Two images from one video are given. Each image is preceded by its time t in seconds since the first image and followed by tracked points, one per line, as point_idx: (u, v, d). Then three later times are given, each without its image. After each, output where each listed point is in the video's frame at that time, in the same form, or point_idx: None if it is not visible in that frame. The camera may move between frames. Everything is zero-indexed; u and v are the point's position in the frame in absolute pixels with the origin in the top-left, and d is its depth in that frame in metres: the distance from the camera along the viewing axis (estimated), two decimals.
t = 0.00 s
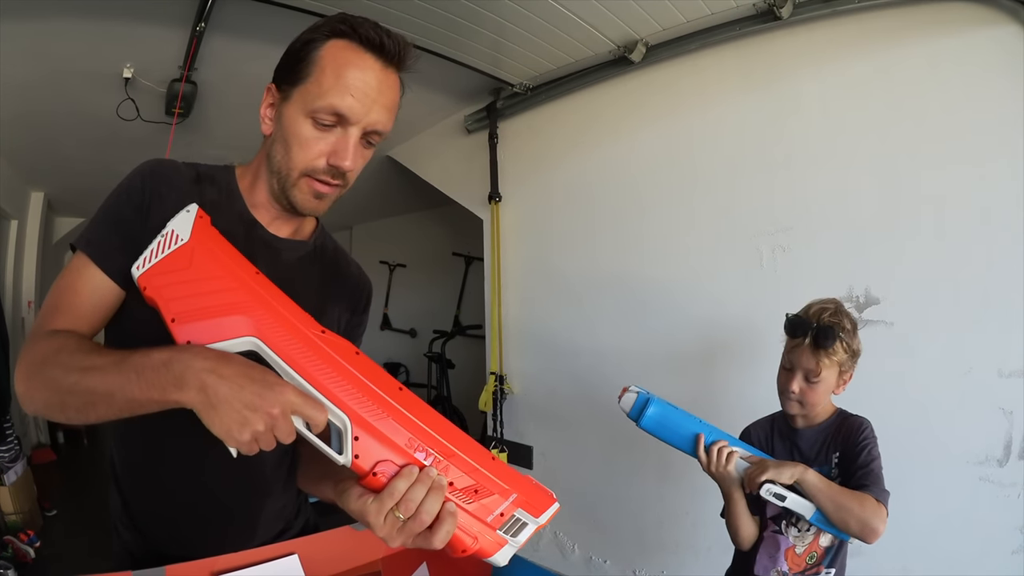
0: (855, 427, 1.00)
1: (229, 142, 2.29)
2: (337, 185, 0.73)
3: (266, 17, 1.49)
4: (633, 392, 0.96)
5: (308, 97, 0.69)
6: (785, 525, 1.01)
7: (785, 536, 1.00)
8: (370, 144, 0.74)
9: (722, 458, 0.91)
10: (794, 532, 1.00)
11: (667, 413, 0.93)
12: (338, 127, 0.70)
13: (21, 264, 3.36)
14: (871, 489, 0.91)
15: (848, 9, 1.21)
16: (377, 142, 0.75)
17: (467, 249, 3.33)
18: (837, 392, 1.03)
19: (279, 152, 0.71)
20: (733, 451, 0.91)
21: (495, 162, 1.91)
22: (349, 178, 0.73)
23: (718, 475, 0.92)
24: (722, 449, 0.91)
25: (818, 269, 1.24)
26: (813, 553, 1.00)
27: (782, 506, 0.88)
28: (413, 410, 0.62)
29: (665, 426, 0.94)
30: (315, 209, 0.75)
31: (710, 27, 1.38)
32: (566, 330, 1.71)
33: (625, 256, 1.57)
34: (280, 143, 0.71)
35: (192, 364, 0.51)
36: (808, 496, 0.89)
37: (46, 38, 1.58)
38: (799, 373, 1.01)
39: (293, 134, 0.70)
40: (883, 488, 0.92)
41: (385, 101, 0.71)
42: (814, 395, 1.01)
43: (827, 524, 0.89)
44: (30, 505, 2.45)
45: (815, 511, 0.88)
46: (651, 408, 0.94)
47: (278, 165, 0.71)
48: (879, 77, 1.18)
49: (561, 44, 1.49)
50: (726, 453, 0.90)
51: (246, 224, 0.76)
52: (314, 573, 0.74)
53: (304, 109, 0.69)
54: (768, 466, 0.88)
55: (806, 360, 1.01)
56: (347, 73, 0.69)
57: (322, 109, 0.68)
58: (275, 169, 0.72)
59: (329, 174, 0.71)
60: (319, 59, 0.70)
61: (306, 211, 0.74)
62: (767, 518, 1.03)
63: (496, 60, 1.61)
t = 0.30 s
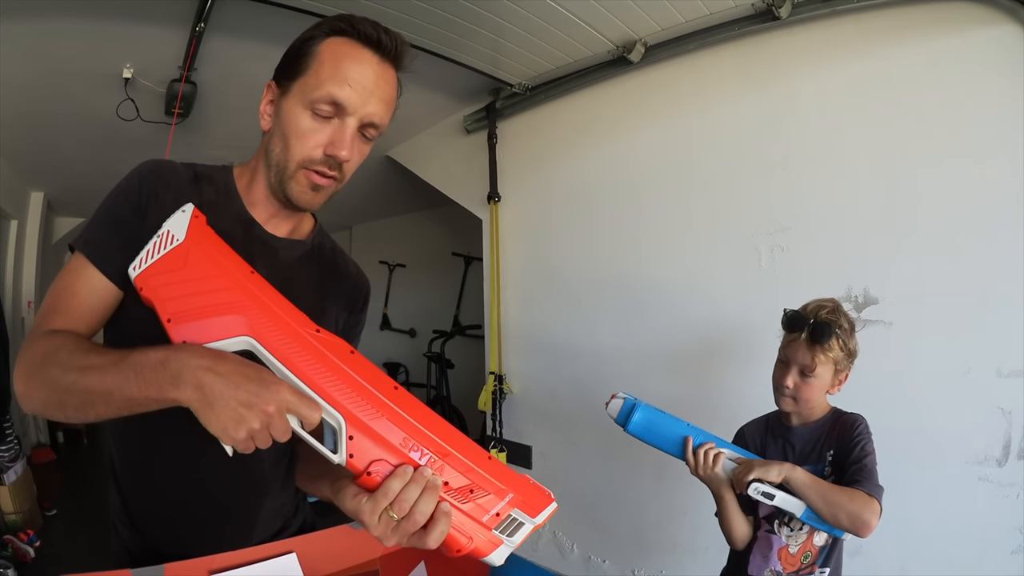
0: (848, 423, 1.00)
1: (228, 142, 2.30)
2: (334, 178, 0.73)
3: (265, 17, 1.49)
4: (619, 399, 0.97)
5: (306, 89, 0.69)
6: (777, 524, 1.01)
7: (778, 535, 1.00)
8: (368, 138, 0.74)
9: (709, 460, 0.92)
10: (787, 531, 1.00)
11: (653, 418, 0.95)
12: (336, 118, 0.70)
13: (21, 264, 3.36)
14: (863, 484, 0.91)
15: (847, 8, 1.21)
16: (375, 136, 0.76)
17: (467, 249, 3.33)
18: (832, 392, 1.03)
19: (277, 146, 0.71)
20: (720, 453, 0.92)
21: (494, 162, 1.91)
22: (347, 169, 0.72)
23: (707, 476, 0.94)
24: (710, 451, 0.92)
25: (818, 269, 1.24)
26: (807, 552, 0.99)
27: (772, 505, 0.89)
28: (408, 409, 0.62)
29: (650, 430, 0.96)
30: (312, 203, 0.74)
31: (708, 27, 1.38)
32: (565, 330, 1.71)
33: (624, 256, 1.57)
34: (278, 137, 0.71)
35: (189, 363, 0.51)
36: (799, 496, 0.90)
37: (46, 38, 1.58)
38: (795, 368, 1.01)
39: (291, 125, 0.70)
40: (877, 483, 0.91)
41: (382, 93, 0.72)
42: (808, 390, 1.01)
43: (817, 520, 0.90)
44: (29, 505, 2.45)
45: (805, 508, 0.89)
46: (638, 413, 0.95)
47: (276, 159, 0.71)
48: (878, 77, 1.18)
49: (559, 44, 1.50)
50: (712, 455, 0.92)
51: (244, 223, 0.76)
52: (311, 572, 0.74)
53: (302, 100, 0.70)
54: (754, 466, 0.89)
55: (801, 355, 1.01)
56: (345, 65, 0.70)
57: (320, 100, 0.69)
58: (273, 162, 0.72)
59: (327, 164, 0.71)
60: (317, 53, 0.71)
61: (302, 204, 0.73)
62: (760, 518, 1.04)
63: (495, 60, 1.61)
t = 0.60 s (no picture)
0: (850, 425, 1.00)
1: (228, 142, 2.30)
2: (321, 158, 0.71)
3: (265, 16, 1.49)
4: (630, 383, 0.97)
5: (300, 75, 0.73)
6: (777, 524, 1.01)
7: (778, 536, 1.00)
8: (360, 127, 0.76)
9: (709, 454, 0.92)
10: (787, 532, 1.00)
11: (660, 405, 0.94)
12: (326, 99, 0.72)
13: (21, 264, 3.36)
14: (864, 488, 0.91)
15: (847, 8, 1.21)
16: (368, 127, 0.77)
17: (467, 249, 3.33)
18: (832, 391, 1.03)
19: (269, 127, 0.72)
20: (721, 448, 0.92)
21: (494, 161, 1.91)
22: (335, 150, 0.72)
23: (705, 471, 0.94)
24: (711, 446, 0.92)
25: (818, 267, 1.24)
26: (805, 554, 0.99)
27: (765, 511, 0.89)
28: (403, 408, 0.61)
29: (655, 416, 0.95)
30: (298, 186, 0.71)
31: (707, 27, 1.38)
32: (564, 329, 1.71)
33: (623, 255, 1.57)
34: (271, 120, 0.73)
35: (182, 364, 0.51)
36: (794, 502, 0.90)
37: (46, 38, 1.58)
38: (798, 363, 1.01)
39: (285, 106, 0.72)
40: (878, 487, 0.92)
41: (374, 81, 0.74)
42: (810, 386, 1.01)
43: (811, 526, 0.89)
44: (29, 504, 2.45)
45: (801, 513, 0.88)
46: (647, 399, 0.94)
47: (266, 140, 0.72)
48: (877, 77, 1.18)
49: (558, 44, 1.50)
50: (712, 450, 0.92)
51: (241, 222, 0.76)
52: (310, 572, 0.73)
53: (298, 84, 0.73)
54: (752, 466, 0.90)
55: (805, 350, 1.01)
56: (340, 52, 0.73)
57: (313, 81, 0.72)
58: (266, 146, 0.72)
59: (314, 142, 0.71)
60: (316, 44, 0.75)
61: (288, 185, 0.71)
62: (759, 518, 1.03)
63: (495, 60, 1.61)
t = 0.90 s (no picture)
0: (849, 435, 0.98)
1: (228, 142, 2.30)
2: (320, 158, 0.71)
3: (264, 17, 1.49)
4: (648, 366, 0.89)
5: (302, 75, 0.73)
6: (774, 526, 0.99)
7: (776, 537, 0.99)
8: (359, 128, 0.76)
9: (709, 462, 0.90)
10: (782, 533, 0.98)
11: (670, 396, 0.89)
12: (327, 100, 0.73)
13: (21, 264, 3.36)
14: (852, 511, 0.90)
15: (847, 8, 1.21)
16: (368, 129, 0.77)
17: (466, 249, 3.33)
18: (832, 391, 1.03)
19: (269, 126, 0.73)
20: (721, 457, 0.90)
21: (494, 162, 1.91)
22: (334, 150, 0.72)
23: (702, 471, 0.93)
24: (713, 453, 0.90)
25: (818, 268, 1.24)
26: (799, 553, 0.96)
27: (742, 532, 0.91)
28: (399, 410, 0.61)
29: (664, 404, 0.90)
30: (296, 184, 0.71)
31: (707, 27, 1.38)
32: (563, 328, 1.70)
33: (622, 255, 1.57)
34: (272, 120, 0.73)
35: (177, 370, 0.52)
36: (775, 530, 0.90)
37: (46, 38, 1.58)
38: (799, 361, 1.01)
39: (286, 106, 0.72)
40: (868, 509, 0.91)
41: (374, 83, 0.75)
42: (812, 385, 1.00)
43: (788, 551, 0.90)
44: (29, 504, 2.45)
45: (778, 540, 0.90)
46: (660, 388, 0.89)
47: (266, 139, 0.72)
48: (876, 78, 1.18)
49: (558, 44, 1.50)
50: (712, 458, 0.90)
51: (241, 223, 0.76)
52: (310, 572, 0.74)
53: (299, 85, 0.73)
54: (744, 489, 0.89)
55: (807, 348, 1.01)
56: (342, 54, 0.74)
57: (314, 82, 0.72)
58: (265, 145, 0.72)
59: (313, 141, 0.71)
60: (317, 46, 0.75)
61: (286, 183, 0.70)
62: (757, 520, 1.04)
63: (494, 60, 1.61)
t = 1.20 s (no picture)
0: (843, 444, 0.97)
1: (227, 143, 2.30)
2: (318, 162, 0.71)
3: (263, 17, 1.49)
4: (652, 366, 0.89)
5: (301, 80, 0.73)
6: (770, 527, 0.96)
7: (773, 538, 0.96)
8: (357, 133, 0.76)
9: (705, 470, 0.92)
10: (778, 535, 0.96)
11: (671, 399, 0.88)
12: (326, 105, 0.73)
13: (20, 265, 3.36)
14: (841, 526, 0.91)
15: (846, 9, 1.21)
16: (365, 134, 0.77)
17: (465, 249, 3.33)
18: (828, 394, 1.02)
19: (268, 130, 0.73)
20: (718, 468, 0.91)
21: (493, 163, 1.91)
22: (332, 154, 0.72)
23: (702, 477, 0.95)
24: (710, 463, 0.91)
25: (818, 269, 1.24)
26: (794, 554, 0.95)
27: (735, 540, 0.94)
28: (397, 411, 0.61)
29: (666, 406, 0.89)
30: (294, 187, 0.71)
31: (707, 28, 1.38)
32: (563, 329, 1.71)
33: (622, 256, 1.57)
34: (271, 123, 0.73)
35: (174, 372, 0.52)
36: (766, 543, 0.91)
37: (45, 39, 1.58)
38: (798, 354, 1.02)
39: (285, 111, 0.72)
40: (859, 523, 0.91)
41: (373, 89, 0.75)
42: (808, 381, 1.00)
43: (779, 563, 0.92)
44: (29, 505, 2.45)
45: (768, 552, 0.91)
46: (662, 392, 0.88)
47: (265, 142, 0.72)
48: (876, 79, 1.18)
49: (558, 45, 1.50)
50: (708, 467, 0.91)
51: (239, 226, 0.76)
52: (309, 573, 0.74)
53: (298, 90, 0.73)
54: (737, 501, 0.90)
55: (807, 342, 1.02)
56: (341, 59, 0.74)
57: (313, 86, 0.73)
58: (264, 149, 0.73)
59: (312, 145, 0.71)
60: (317, 52, 0.76)
61: (285, 186, 0.70)
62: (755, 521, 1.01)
63: (494, 61, 1.61)
